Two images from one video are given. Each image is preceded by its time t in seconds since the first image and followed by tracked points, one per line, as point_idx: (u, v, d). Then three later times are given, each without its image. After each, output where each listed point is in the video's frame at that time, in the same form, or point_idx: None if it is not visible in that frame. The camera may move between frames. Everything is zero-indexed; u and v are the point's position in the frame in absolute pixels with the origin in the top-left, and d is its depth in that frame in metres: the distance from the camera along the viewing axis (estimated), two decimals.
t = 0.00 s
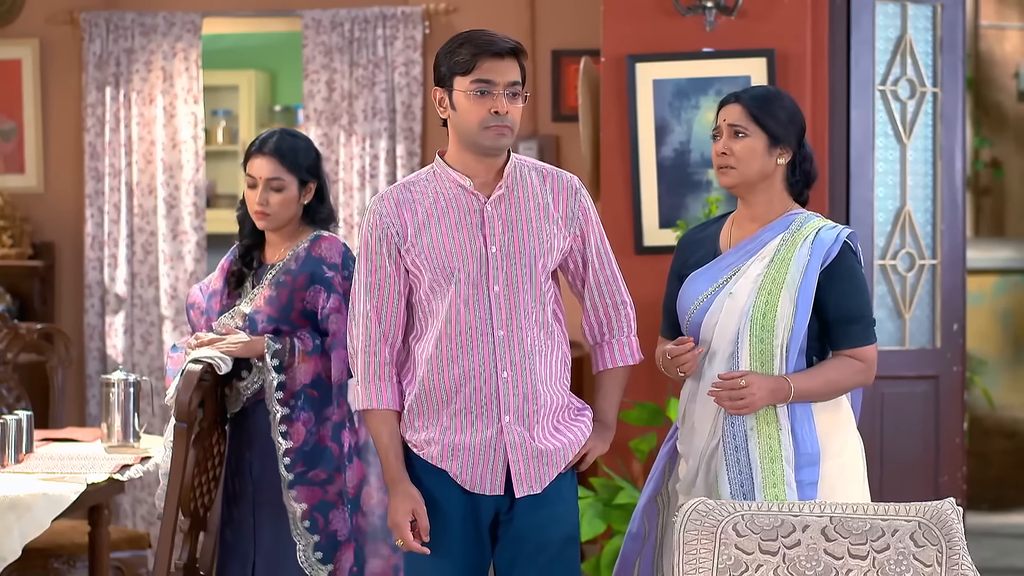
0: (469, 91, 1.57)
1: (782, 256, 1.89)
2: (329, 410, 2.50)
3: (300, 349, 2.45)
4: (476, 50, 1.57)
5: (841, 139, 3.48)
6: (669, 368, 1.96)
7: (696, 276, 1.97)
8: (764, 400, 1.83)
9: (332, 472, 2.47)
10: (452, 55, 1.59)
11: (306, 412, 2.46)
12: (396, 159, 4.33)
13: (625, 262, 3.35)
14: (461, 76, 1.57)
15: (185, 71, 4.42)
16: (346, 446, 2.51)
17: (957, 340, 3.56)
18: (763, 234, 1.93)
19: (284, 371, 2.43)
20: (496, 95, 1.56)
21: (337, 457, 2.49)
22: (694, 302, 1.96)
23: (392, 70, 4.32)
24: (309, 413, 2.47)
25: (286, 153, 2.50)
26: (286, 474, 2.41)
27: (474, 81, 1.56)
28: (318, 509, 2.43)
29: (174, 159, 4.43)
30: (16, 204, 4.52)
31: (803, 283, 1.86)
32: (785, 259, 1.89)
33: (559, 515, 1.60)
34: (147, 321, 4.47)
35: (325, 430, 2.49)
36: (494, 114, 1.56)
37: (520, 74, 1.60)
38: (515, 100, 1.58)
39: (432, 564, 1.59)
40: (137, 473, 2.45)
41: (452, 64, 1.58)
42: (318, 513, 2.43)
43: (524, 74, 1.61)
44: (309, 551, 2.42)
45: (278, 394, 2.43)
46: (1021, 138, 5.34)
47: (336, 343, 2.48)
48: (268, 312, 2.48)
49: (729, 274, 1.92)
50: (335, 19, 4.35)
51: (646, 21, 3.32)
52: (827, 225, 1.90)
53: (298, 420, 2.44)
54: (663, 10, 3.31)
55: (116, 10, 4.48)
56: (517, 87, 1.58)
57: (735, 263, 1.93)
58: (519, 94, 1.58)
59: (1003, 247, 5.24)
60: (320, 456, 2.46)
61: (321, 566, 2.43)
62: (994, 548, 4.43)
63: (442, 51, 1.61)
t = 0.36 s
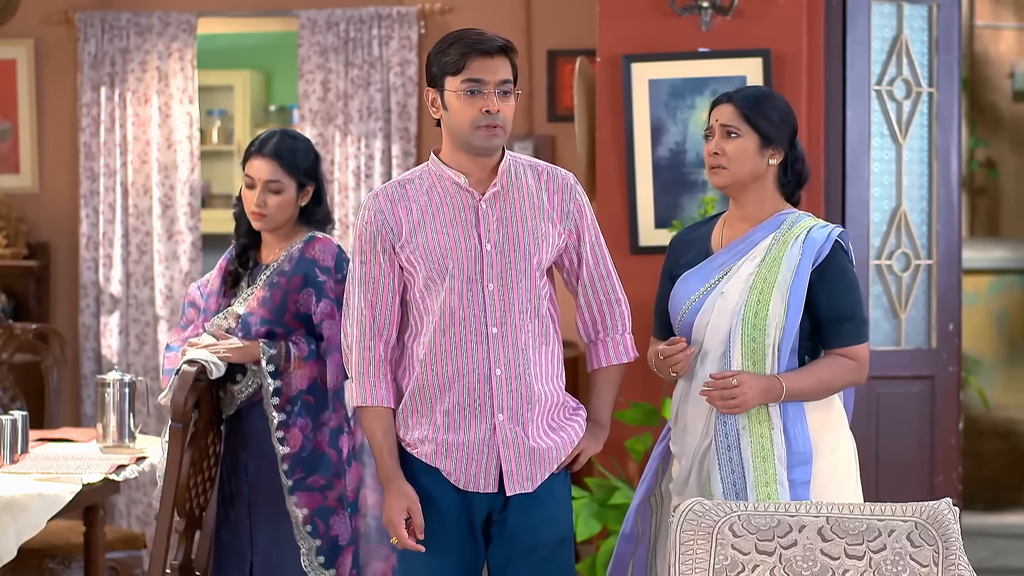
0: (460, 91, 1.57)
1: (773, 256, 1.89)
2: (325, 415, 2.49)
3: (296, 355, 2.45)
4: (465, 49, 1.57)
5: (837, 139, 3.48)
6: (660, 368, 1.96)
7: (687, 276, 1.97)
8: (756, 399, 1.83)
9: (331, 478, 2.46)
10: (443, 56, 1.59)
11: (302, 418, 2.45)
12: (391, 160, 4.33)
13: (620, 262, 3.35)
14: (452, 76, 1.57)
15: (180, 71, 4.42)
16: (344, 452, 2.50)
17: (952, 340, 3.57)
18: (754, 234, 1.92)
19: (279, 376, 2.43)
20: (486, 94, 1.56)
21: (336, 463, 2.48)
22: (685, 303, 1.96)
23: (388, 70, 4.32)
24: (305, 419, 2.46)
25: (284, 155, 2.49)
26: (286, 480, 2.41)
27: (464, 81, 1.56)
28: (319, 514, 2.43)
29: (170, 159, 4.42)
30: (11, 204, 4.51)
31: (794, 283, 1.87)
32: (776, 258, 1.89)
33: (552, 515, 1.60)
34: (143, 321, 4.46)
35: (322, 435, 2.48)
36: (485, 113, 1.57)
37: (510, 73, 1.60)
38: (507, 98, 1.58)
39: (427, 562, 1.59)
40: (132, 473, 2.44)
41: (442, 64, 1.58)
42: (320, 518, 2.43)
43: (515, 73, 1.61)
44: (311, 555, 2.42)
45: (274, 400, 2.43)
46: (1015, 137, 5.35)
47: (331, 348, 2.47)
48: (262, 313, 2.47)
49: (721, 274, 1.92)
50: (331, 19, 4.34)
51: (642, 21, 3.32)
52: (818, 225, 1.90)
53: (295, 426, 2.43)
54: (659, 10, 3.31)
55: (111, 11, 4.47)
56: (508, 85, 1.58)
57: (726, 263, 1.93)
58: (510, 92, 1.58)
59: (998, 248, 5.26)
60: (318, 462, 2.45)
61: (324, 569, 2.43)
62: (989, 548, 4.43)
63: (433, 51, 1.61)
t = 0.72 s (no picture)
0: (448, 91, 1.57)
1: (764, 255, 1.89)
2: (314, 417, 2.48)
3: (285, 358, 2.44)
4: (453, 49, 1.56)
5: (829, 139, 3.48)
6: (652, 368, 1.96)
7: (679, 275, 1.97)
8: (747, 398, 1.83)
9: (322, 480, 2.46)
10: (431, 56, 1.58)
11: (292, 421, 2.45)
12: (383, 160, 4.32)
13: (612, 262, 3.35)
14: (440, 77, 1.57)
15: (172, 71, 4.40)
16: (334, 452, 2.49)
17: (945, 340, 3.58)
18: (745, 233, 1.92)
19: (269, 379, 2.42)
20: (475, 94, 1.55)
21: (326, 463, 2.47)
22: (676, 302, 1.96)
23: (379, 70, 4.31)
24: (295, 422, 2.46)
25: (277, 157, 2.48)
26: (276, 484, 2.40)
27: (452, 81, 1.56)
28: (310, 516, 2.43)
29: (161, 159, 4.41)
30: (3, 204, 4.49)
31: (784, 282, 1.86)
32: (766, 258, 1.89)
33: (544, 515, 1.59)
34: (134, 321, 4.45)
35: (310, 437, 2.47)
36: (474, 113, 1.56)
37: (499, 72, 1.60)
38: (495, 97, 1.58)
39: (421, 563, 1.58)
40: (124, 473, 2.43)
41: (431, 65, 1.58)
42: (311, 520, 2.43)
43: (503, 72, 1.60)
44: (303, 557, 2.42)
45: (264, 403, 2.42)
46: (1008, 137, 5.36)
47: (321, 351, 2.46)
48: (261, 311, 2.47)
49: (712, 274, 1.92)
50: (323, 19, 4.34)
51: (635, 21, 3.32)
52: (809, 224, 1.90)
53: (284, 429, 2.43)
54: (652, 9, 3.31)
55: (103, 10, 4.46)
56: (497, 84, 1.57)
57: (717, 262, 1.93)
58: (499, 91, 1.58)
59: (989, 248, 5.29)
60: (309, 464, 2.45)
61: (315, 572, 2.43)
62: (981, 547, 4.44)
63: (421, 51, 1.61)
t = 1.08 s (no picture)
0: (442, 92, 1.56)
1: (761, 256, 1.89)
2: (307, 416, 2.46)
3: (275, 360, 2.41)
4: (447, 50, 1.56)
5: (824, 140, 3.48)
6: (648, 369, 1.95)
7: (675, 276, 1.97)
8: (743, 400, 1.82)
9: (323, 479, 2.45)
10: (424, 57, 1.58)
11: (287, 422, 2.43)
12: (377, 161, 4.31)
13: (606, 264, 3.34)
14: (434, 78, 1.56)
15: (165, 71, 4.39)
16: (331, 451, 2.47)
17: (939, 342, 3.58)
18: (742, 234, 1.92)
19: (261, 381, 2.41)
20: (469, 95, 1.55)
21: (326, 462, 2.45)
22: (672, 303, 1.96)
23: (373, 71, 4.30)
24: (290, 423, 2.44)
25: (275, 159, 2.47)
26: (275, 486, 2.39)
27: (447, 82, 1.55)
28: (310, 517, 2.42)
29: (154, 160, 4.40)
30: None
31: (780, 283, 1.86)
32: (763, 258, 1.88)
33: (538, 517, 1.59)
34: (127, 322, 4.43)
35: (304, 437, 2.45)
36: (468, 113, 1.56)
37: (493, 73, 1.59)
38: (490, 98, 1.57)
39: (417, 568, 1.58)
40: (119, 475, 2.42)
41: (424, 66, 1.57)
42: (311, 521, 2.41)
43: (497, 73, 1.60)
44: (301, 558, 2.40)
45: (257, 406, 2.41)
46: (1000, 138, 5.40)
47: (315, 351, 2.44)
48: (260, 309, 2.46)
49: (708, 274, 1.92)
50: (316, 20, 4.33)
51: (630, 22, 3.32)
52: (805, 225, 1.90)
53: (279, 430, 2.42)
54: (646, 10, 3.31)
55: (96, 11, 4.44)
56: (491, 85, 1.57)
57: (714, 263, 1.92)
58: (493, 92, 1.58)
59: (983, 249, 5.33)
60: (308, 463, 2.43)
61: (314, 573, 2.41)
62: (974, 548, 4.45)
63: (415, 52, 1.60)
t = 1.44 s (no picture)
0: (436, 93, 1.56)
1: (758, 258, 1.88)
2: (300, 416, 2.45)
3: (270, 360, 2.42)
4: (441, 51, 1.55)
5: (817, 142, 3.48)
6: (646, 372, 1.95)
7: (672, 277, 1.96)
8: (741, 403, 1.83)
9: (315, 478, 2.44)
10: (417, 58, 1.57)
11: (278, 421, 2.42)
12: (369, 162, 4.30)
13: (599, 266, 3.34)
14: (427, 78, 1.56)
15: (156, 73, 4.38)
16: (325, 451, 2.46)
17: (932, 344, 3.59)
18: (739, 236, 1.92)
19: (254, 381, 2.41)
20: (464, 95, 1.55)
21: (318, 461, 2.45)
22: (669, 304, 1.95)
23: (365, 73, 4.29)
24: (282, 422, 2.43)
25: (268, 162, 2.47)
26: (267, 484, 2.39)
27: (441, 82, 1.55)
28: (302, 516, 2.41)
29: (145, 162, 4.38)
30: None
31: (778, 285, 1.86)
32: (760, 260, 1.88)
33: (529, 519, 1.58)
34: (118, 324, 4.42)
35: (296, 436, 2.44)
36: (462, 113, 1.55)
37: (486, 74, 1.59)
38: (483, 99, 1.57)
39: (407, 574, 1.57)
40: (111, 477, 2.40)
41: (417, 67, 1.57)
42: (303, 520, 2.41)
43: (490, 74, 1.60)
44: (294, 558, 2.40)
45: (250, 405, 2.40)
46: (992, 141, 5.39)
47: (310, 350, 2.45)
48: (252, 310, 2.46)
49: (705, 276, 1.92)
50: (308, 21, 4.32)
51: (623, 24, 3.31)
52: (803, 227, 1.90)
53: (271, 429, 2.40)
54: (639, 12, 3.30)
55: (88, 12, 4.43)
56: (485, 86, 1.57)
57: (711, 265, 1.92)
58: (486, 93, 1.58)
59: (975, 251, 5.35)
60: (300, 462, 2.43)
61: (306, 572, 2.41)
62: (966, 550, 4.46)
63: (406, 54, 1.59)
